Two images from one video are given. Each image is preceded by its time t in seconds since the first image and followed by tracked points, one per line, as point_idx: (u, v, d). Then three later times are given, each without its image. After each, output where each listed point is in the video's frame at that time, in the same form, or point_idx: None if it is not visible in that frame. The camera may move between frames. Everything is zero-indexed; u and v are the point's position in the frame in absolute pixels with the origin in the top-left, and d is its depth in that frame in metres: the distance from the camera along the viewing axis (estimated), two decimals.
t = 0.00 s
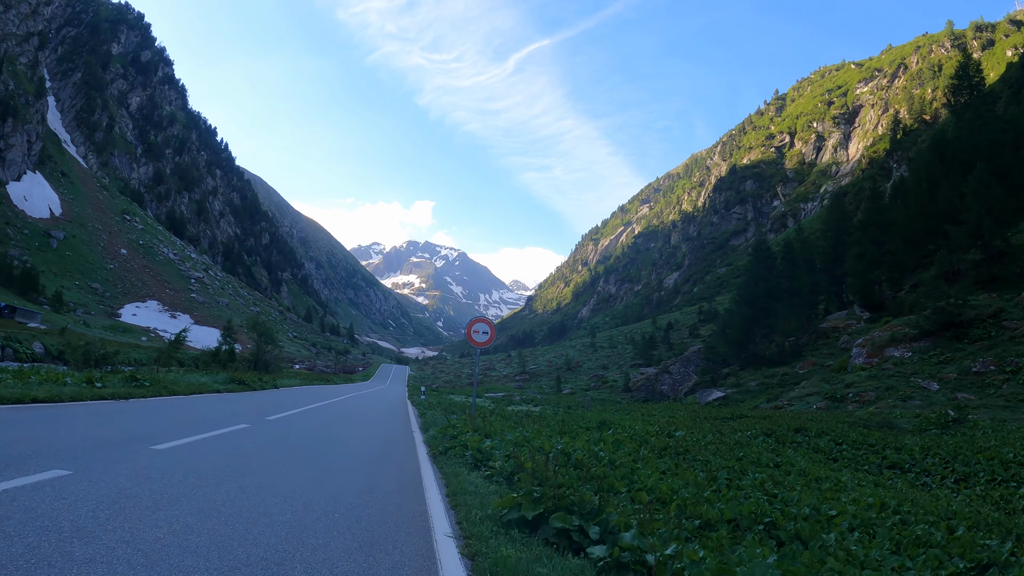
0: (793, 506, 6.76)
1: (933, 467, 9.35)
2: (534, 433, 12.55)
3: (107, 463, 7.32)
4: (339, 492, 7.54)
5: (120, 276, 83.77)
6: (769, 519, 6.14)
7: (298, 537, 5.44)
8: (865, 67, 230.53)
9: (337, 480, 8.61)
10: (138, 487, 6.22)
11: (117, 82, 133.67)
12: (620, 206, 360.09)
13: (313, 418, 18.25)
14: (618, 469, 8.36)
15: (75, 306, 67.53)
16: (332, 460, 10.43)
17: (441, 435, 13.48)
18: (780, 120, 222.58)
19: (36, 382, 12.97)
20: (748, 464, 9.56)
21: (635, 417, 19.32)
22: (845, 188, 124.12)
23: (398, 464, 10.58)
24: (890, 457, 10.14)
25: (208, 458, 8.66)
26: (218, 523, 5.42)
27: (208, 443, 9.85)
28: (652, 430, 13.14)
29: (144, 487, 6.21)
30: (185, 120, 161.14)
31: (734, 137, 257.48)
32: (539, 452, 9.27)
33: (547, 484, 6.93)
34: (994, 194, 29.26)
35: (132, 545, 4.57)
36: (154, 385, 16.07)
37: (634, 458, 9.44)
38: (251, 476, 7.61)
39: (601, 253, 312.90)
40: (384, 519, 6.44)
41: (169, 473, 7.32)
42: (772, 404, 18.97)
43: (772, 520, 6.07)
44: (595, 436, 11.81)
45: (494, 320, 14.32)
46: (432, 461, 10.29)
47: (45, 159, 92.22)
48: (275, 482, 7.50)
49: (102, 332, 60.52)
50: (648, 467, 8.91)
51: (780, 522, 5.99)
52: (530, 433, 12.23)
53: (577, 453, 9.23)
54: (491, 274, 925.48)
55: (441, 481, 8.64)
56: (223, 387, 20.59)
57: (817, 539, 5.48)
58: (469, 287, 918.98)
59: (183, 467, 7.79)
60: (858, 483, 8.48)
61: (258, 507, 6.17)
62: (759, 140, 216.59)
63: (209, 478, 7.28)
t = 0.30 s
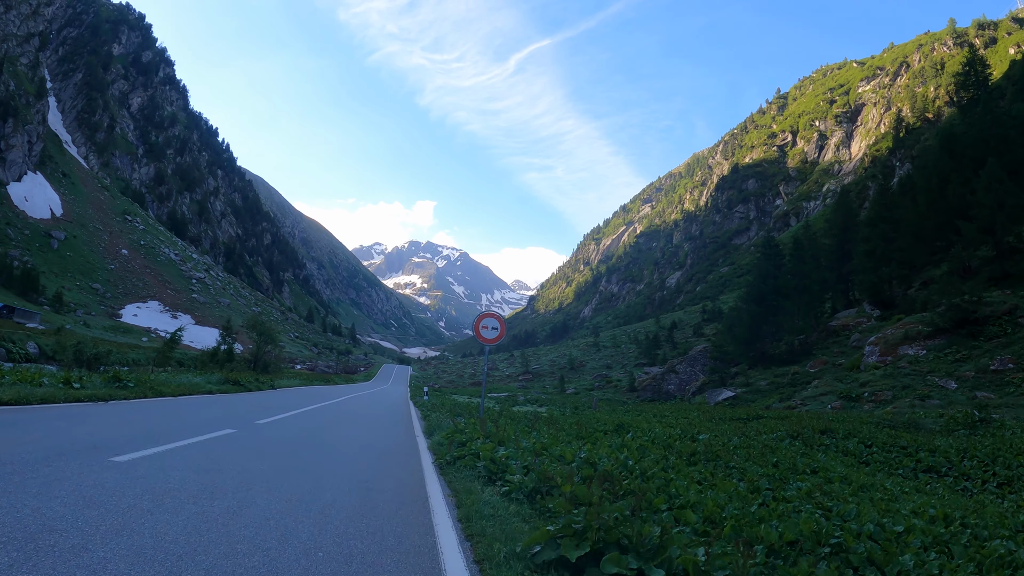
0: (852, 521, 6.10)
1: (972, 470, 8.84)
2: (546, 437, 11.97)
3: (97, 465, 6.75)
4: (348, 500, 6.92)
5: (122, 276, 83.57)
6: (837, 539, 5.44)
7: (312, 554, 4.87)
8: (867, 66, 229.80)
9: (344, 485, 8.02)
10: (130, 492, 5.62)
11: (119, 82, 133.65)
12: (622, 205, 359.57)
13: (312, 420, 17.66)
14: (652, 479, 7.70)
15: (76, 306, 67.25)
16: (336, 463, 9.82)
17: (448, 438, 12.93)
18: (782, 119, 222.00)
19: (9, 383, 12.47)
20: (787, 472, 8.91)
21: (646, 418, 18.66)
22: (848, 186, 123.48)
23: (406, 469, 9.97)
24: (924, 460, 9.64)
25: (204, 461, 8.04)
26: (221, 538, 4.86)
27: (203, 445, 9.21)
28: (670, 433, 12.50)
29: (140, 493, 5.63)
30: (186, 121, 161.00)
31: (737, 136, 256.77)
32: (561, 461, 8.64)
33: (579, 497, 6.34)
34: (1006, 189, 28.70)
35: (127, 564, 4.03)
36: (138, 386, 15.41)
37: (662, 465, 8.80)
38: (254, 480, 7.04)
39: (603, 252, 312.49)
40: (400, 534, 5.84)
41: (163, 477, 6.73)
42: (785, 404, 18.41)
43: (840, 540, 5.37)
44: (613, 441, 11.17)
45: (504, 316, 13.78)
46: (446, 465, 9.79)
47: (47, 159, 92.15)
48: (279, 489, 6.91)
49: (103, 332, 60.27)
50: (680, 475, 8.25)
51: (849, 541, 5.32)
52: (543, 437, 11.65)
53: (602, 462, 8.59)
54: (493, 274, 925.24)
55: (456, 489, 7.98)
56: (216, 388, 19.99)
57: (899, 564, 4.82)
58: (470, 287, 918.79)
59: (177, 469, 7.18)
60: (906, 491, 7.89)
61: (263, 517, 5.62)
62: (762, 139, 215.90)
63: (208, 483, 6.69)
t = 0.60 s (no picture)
0: (927, 542, 5.58)
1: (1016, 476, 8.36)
2: (560, 442, 11.37)
3: (87, 482, 6.16)
4: (362, 517, 6.32)
5: (123, 275, 83.22)
6: (925, 567, 4.82)
7: None
8: (870, 66, 228.95)
9: (355, 497, 7.42)
10: (128, 517, 5.00)
11: (121, 82, 133.54)
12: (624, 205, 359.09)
13: (311, 422, 17.02)
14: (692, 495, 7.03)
15: (76, 305, 66.89)
16: (340, 470, 9.18)
17: (454, 444, 12.30)
18: (785, 119, 221.11)
19: None
20: (832, 481, 8.30)
21: (656, 421, 17.98)
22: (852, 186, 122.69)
23: (414, 476, 9.35)
24: (962, 465, 9.16)
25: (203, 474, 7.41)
26: (231, 561, 4.33)
27: (196, 456, 8.57)
28: (691, 439, 11.84)
29: (138, 519, 5.02)
30: (188, 120, 160.90)
31: (739, 135, 256.00)
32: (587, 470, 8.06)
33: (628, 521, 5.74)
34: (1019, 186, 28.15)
35: None
36: (119, 386, 14.85)
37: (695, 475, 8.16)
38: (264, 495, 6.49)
39: (605, 252, 311.81)
40: (425, 552, 5.33)
41: (159, 496, 6.09)
42: (799, 405, 17.92)
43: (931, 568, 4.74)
44: (632, 448, 10.52)
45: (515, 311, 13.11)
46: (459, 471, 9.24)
47: (48, 158, 91.94)
48: (289, 503, 6.37)
49: (103, 331, 59.85)
50: (719, 488, 7.63)
51: (938, 570, 4.72)
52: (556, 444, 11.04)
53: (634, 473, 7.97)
54: (495, 274, 924.94)
55: (469, 501, 7.38)
56: (208, 388, 19.45)
57: None
58: (472, 287, 918.68)
59: (174, 486, 6.54)
60: (961, 502, 7.34)
61: (277, 537, 5.11)
62: (764, 139, 214.98)
63: (212, 502, 6.11)
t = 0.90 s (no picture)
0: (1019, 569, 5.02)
1: None
2: (577, 446, 10.56)
3: (70, 495, 5.61)
4: (371, 539, 5.45)
5: (124, 276, 83.04)
6: None
7: None
8: (873, 66, 228.15)
9: (360, 514, 6.54)
10: (93, 558, 4.10)
11: (123, 82, 133.70)
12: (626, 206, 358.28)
13: (309, 424, 16.14)
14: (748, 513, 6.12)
15: (77, 305, 66.69)
16: (342, 479, 8.31)
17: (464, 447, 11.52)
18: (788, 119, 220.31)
19: None
20: (876, 491, 7.72)
21: (671, 423, 17.15)
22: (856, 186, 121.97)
23: (423, 486, 8.47)
24: (1006, 471, 8.62)
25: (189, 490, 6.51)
26: None
27: (183, 466, 7.67)
28: (718, 445, 10.98)
29: (106, 558, 4.11)
30: (191, 120, 160.94)
31: (742, 136, 255.16)
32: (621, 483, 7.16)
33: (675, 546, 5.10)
34: None
35: None
36: (100, 386, 14.31)
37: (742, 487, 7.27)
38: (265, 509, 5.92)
39: (608, 253, 311.10)
40: None
41: (138, 520, 5.22)
42: (812, 405, 17.48)
43: None
44: (659, 455, 9.67)
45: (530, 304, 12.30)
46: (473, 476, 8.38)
47: (50, 158, 91.95)
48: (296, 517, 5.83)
49: (104, 332, 59.57)
50: (762, 498, 7.01)
51: None
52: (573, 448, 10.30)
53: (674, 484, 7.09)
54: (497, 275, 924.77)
55: (487, 516, 6.50)
56: (199, 388, 18.98)
57: None
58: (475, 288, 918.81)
59: (155, 509, 5.67)
60: None
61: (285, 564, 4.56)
62: (767, 138, 214.00)
63: (211, 516, 5.56)
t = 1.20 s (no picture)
0: None
1: None
2: (605, 452, 9.50)
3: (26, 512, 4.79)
4: None
5: (127, 276, 82.98)
6: None
7: None
8: (876, 64, 227.17)
9: (367, 532, 5.76)
10: None
11: (125, 83, 133.91)
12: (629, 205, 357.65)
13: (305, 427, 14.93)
14: (842, 540, 4.90)
15: (79, 306, 66.63)
16: (340, 493, 7.27)
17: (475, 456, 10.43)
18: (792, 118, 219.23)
19: None
20: (943, 499, 6.91)
21: (690, 425, 16.14)
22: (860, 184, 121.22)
23: (431, 502, 7.41)
24: None
25: (150, 515, 5.25)
26: None
27: (160, 476, 6.60)
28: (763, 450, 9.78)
29: None
30: (193, 121, 160.85)
31: (745, 134, 254.25)
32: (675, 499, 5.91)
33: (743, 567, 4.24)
34: None
35: None
36: (79, 388, 13.58)
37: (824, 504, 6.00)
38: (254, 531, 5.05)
39: (611, 253, 310.41)
40: None
41: (102, 541, 4.42)
42: (829, 405, 16.95)
43: None
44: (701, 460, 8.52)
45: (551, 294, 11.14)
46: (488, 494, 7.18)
47: (52, 159, 92.08)
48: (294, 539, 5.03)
49: (105, 332, 59.42)
50: (823, 507, 6.18)
51: None
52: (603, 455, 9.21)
53: (738, 499, 5.88)
54: (500, 275, 924.38)
55: (516, 549, 5.28)
56: (192, 389, 18.38)
57: None
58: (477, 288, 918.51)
59: (127, 526, 4.89)
60: None
61: None
62: (771, 137, 213.07)
63: (190, 538, 4.74)
